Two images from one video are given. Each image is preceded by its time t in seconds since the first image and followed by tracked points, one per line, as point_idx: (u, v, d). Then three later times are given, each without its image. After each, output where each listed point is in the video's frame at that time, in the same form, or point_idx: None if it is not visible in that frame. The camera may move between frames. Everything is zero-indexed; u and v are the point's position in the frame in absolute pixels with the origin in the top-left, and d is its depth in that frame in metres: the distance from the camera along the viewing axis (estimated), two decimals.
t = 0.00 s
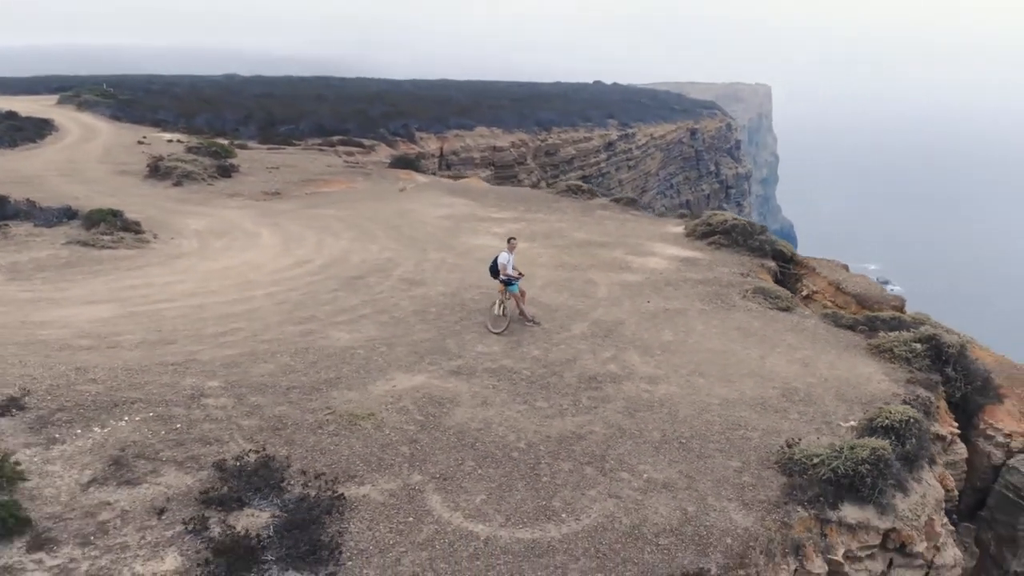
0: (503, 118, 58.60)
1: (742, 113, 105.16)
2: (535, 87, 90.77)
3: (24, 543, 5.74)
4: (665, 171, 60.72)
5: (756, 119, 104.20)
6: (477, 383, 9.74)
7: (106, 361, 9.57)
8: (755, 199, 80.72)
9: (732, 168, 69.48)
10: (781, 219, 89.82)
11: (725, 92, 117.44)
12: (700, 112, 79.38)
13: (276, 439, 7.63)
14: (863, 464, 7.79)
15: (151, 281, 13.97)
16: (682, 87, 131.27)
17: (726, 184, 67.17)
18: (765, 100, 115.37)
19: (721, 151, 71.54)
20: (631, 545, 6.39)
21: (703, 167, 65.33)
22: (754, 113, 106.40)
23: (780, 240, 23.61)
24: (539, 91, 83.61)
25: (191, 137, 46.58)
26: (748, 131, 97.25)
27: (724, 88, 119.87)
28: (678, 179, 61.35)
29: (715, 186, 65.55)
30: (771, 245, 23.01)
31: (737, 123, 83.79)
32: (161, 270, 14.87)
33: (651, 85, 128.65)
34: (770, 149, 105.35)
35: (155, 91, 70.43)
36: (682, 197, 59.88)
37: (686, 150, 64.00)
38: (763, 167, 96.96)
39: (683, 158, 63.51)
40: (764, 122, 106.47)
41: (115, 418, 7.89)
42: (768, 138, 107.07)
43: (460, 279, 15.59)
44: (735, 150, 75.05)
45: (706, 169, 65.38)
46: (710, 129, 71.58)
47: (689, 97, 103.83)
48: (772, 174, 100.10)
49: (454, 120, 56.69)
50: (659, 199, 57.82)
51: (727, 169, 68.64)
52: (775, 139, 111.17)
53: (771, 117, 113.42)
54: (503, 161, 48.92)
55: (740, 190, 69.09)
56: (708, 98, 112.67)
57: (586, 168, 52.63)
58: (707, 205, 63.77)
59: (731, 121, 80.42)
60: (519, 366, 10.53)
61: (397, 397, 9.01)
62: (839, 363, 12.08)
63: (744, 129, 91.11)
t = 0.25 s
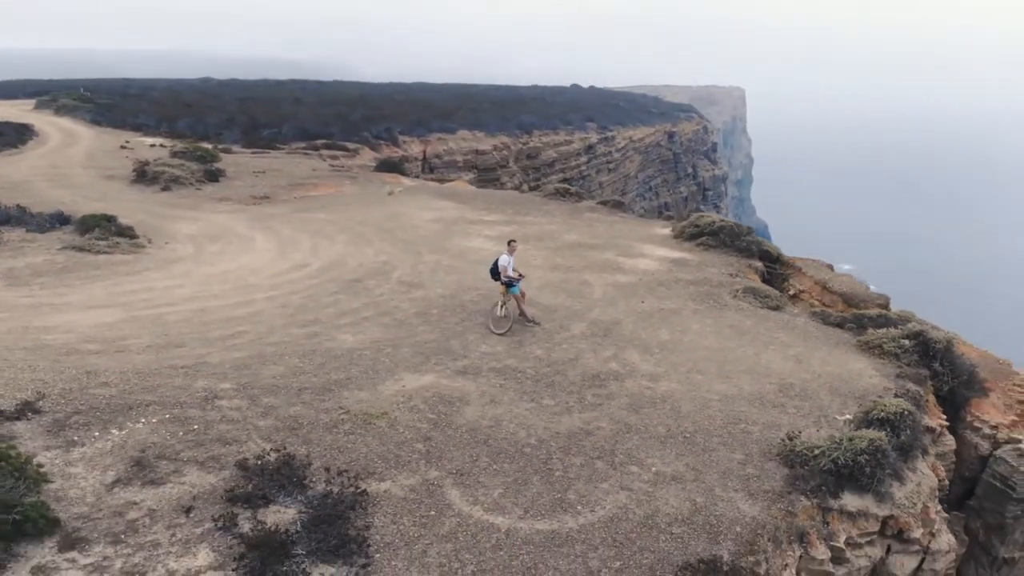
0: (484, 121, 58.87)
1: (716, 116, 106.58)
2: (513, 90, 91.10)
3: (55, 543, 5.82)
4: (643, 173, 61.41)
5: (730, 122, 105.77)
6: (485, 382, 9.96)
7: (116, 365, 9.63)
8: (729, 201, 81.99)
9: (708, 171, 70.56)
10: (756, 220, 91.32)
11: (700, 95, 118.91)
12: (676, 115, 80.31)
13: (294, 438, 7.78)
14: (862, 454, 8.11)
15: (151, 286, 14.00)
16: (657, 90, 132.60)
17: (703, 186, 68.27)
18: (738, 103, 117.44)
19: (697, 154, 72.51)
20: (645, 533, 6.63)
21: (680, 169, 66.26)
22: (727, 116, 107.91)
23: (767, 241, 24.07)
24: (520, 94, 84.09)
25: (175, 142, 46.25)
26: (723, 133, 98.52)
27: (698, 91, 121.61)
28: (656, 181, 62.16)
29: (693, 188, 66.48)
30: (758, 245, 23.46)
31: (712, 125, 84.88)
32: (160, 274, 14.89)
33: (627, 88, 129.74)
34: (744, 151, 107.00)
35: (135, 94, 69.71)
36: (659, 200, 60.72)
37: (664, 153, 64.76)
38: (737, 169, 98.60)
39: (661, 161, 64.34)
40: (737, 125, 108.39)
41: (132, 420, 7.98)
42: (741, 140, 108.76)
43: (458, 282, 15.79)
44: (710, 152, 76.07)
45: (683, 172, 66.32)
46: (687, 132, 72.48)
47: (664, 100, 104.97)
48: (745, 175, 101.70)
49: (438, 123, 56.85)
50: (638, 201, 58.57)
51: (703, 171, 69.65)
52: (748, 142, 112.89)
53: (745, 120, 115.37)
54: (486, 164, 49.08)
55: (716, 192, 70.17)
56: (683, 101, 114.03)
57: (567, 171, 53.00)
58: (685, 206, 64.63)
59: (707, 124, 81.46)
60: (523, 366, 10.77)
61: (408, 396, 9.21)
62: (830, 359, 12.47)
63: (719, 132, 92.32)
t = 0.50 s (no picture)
0: (465, 124, 59.03)
1: (692, 118, 107.80)
2: (492, 92, 91.25)
3: (85, 542, 5.90)
4: (623, 175, 61.90)
5: (704, 124, 107.06)
6: (491, 381, 10.16)
7: (126, 368, 9.70)
8: (705, 202, 82.97)
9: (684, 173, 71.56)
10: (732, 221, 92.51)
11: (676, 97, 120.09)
12: (654, 118, 81.08)
13: (310, 437, 7.92)
14: (861, 446, 8.42)
15: (151, 290, 14.02)
16: (634, 92, 133.58)
17: (681, 188, 69.00)
18: (713, 106, 118.94)
19: (674, 156, 73.33)
20: (659, 523, 6.85)
21: (659, 171, 66.87)
22: (702, 118, 109.26)
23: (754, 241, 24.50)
24: (500, 96, 84.39)
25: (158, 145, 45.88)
26: (699, 135, 99.75)
27: (674, 93, 122.90)
28: (635, 183, 62.67)
29: (671, 189, 67.13)
30: (746, 246, 23.87)
31: (688, 127, 85.82)
32: (158, 279, 14.91)
33: (604, 90, 130.48)
34: (718, 153, 108.49)
35: (113, 96, 68.85)
36: (638, 200, 61.19)
37: (642, 155, 65.39)
38: (713, 170, 99.81)
39: (639, 163, 64.93)
40: (711, 127, 109.78)
41: (148, 423, 8.06)
42: (715, 143, 110.19)
43: (456, 283, 15.98)
44: (685, 155, 77.18)
45: (662, 173, 66.95)
46: (665, 134, 73.31)
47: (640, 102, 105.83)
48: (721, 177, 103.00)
49: (422, 125, 56.90)
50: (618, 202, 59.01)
51: (679, 173, 70.58)
52: (721, 144, 114.42)
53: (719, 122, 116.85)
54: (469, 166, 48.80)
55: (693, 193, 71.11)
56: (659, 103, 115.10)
57: (548, 173, 53.26)
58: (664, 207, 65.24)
59: (684, 126, 82.36)
60: (527, 365, 10.99)
61: (418, 395, 9.39)
62: (823, 356, 12.82)
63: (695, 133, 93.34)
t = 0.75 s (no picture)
0: (447, 126, 59.09)
1: (666, 120, 108.81)
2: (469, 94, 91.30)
3: (115, 543, 5.97)
4: (602, 176, 62.38)
5: (678, 126, 108.19)
6: (498, 381, 10.35)
7: (136, 372, 9.74)
8: (682, 202, 83.90)
9: (661, 174, 72.31)
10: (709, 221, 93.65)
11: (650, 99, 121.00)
12: (630, 119, 81.72)
13: (327, 438, 8.05)
14: (860, 438, 8.72)
15: (150, 295, 14.02)
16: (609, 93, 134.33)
17: (659, 189, 69.68)
18: (689, 107, 120.34)
19: (651, 158, 74.08)
20: (672, 514, 7.06)
21: (637, 172, 67.46)
22: (678, 120, 110.51)
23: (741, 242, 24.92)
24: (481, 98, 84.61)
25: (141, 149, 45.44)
26: (674, 137, 100.89)
27: (650, 94, 124.04)
28: (615, 184, 63.17)
29: (650, 191, 67.76)
30: (733, 246, 24.28)
31: (665, 129, 86.71)
32: (156, 284, 14.90)
33: (579, 92, 130.93)
34: (691, 154, 109.73)
35: (91, 98, 67.92)
36: (617, 201, 61.71)
37: (621, 156, 65.97)
38: (688, 172, 100.98)
39: (618, 164, 65.47)
40: (686, 128, 111.02)
41: (164, 425, 8.13)
42: (687, 143, 110.35)
43: (453, 286, 16.15)
44: (661, 156, 78.03)
45: (640, 175, 67.55)
46: (642, 136, 74.02)
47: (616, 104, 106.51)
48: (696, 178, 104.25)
49: (406, 128, 56.93)
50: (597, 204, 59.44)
51: (657, 174, 71.31)
52: (695, 145, 115.65)
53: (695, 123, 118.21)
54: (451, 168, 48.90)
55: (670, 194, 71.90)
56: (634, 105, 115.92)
57: (529, 175, 53.54)
58: (643, 209, 65.82)
59: (660, 128, 83.17)
60: (531, 365, 11.19)
61: (428, 395, 9.55)
62: (816, 353, 13.17)
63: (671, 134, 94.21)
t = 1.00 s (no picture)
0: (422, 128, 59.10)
1: (635, 121, 110.16)
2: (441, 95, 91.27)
3: (150, 543, 6.06)
4: (576, 178, 63.02)
5: (646, 127, 109.63)
6: (504, 380, 10.58)
7: (146, 377, 9.78)
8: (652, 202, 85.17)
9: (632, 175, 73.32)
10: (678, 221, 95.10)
11: (618, 101, 122.22)
12: (601, 121, 82.52)
13: (345, 437, 8.21)
14: (857, 429, 9.11)
15: (147, 300, 13.98)
16: (578, 94, 135.44)
17: (630, 190, 70.62)
18: (657, 109, 122.07)
19: (623, 159, 75.06)
20: (686, 504, 7.35)
21: (610, 174, 68.27)
22: (646, 122, 112.14)
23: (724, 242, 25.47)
24: (455, 100, 84.79)
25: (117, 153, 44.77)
26: (643, 139, 102.34)
27: (619, 96, 125.49)
28: (588, 186, 63.87)
29: (622, 192, 68.63)
30: (717, 246, 24.81)
31: (636, 132, 87.94)
32: (152, 289, 14.85)
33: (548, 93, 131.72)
34: (659, 155, 111.29)
35: (59, 100, 66.53)
36: (591, 202, 62.42)
37: (594, 158, 66.72)
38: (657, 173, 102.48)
39: (591, 166, 66.23)
40: (654, 130, 112.65)
41: (182, 428, 8.21)
42: (655, 144, 112.06)
43: (449, 288, 16.34)
44: (632, 157, 79.08)
45: (613, 176, 68.39)
46: (613, 138, 74.90)
47: (583, 104, 107.21)
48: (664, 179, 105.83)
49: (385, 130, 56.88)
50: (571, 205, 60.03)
51: (629, 176, 72.28)
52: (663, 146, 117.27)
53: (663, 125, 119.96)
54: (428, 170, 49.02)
55: (641, 195, 72.96)
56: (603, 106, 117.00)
57: (505, 176, 53.92)
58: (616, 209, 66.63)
59: (630, 129, 84.17)
60: (534, 364, 11.44)
61: (438, 395, 9.75)
62: (805, 349, 13.61)
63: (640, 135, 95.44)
